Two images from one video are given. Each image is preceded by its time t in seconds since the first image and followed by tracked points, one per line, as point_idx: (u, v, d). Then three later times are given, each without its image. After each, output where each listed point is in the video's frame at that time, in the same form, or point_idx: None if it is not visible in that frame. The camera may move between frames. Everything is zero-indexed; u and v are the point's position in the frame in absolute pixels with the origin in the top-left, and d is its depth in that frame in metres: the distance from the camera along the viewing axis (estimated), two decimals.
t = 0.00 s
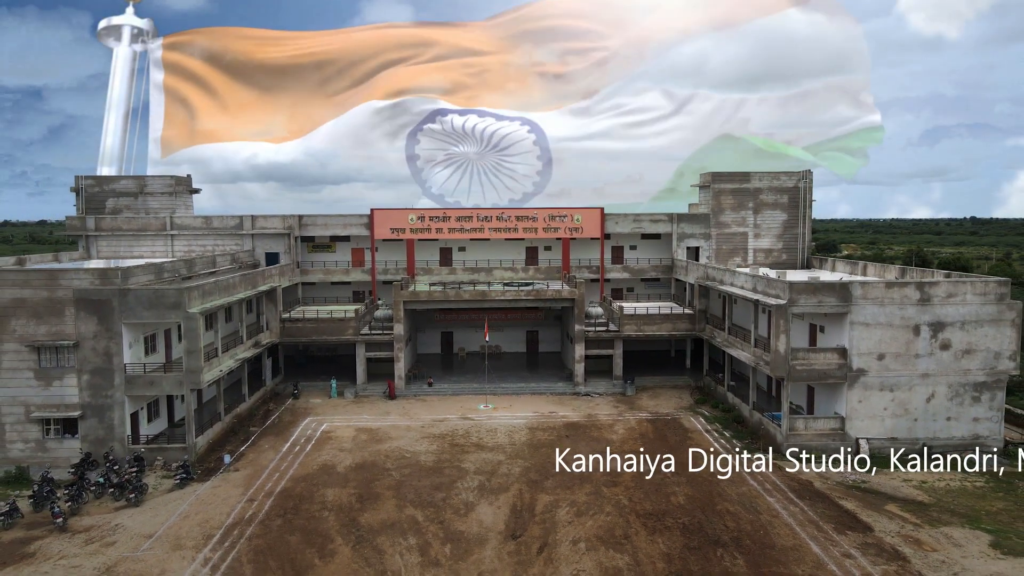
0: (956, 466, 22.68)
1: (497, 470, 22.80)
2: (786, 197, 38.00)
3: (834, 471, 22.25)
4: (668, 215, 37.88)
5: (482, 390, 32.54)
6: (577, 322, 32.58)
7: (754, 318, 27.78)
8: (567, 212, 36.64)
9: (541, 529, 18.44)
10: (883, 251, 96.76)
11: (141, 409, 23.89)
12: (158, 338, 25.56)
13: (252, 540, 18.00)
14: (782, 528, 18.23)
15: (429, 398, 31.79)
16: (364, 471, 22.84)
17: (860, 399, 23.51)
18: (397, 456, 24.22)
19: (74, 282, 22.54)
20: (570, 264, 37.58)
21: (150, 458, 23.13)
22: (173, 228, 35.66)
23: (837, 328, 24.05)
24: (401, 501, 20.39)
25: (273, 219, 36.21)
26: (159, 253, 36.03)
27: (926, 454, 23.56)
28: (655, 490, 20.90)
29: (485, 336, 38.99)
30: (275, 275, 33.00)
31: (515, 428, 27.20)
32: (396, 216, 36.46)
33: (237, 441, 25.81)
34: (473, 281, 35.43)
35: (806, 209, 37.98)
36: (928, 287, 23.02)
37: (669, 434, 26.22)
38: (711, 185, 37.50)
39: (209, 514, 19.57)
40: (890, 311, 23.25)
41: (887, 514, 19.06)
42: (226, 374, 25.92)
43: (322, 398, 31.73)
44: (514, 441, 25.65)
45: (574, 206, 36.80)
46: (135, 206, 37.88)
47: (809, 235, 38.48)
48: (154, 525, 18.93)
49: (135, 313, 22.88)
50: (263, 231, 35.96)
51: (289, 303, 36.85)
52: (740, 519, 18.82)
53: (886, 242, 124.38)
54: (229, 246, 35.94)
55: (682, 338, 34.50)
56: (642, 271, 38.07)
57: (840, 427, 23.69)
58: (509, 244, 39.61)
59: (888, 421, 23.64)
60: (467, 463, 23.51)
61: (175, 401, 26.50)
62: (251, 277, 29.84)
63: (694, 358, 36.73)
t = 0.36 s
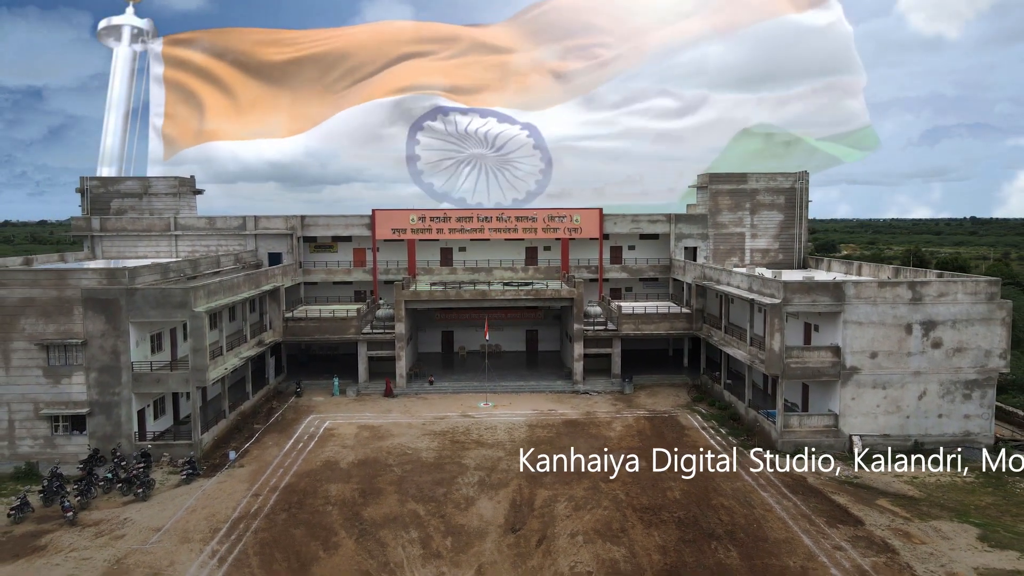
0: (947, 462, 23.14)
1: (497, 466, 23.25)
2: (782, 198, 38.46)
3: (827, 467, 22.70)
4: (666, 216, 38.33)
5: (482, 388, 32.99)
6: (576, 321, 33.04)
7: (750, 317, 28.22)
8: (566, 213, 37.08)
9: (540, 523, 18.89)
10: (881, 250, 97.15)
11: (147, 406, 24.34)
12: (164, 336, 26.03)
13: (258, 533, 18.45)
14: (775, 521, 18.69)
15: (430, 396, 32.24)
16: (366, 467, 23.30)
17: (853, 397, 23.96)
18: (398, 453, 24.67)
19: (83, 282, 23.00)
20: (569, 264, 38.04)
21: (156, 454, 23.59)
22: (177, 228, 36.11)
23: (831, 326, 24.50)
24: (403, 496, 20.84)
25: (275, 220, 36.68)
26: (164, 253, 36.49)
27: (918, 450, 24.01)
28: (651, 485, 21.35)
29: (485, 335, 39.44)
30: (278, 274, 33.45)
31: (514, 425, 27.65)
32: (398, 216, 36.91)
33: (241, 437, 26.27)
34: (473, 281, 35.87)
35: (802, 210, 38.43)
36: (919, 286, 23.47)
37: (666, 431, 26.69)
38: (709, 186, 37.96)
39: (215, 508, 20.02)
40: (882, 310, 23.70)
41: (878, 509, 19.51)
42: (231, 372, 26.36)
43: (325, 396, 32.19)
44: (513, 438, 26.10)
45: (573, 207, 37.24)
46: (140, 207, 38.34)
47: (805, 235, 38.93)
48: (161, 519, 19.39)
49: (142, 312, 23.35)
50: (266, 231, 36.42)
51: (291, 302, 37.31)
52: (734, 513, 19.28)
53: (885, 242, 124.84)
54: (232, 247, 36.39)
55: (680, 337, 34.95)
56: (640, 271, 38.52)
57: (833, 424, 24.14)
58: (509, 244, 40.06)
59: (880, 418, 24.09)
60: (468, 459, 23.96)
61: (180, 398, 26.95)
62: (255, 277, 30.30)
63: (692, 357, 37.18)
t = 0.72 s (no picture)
0: (939, 459, 23.54)
1: (497, 462, 23.65)
2: (779, 199, 38.88)
3: (821, 463, 23.12)
4: (664, 216, 38.73)
5: (482, 386, 33.41)
6: (575, 320, 33.44)
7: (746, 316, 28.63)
8: (565, 213, 37.49)
9: (539, 517, 19.31)
10: (879, 250, 97.60)
11: (153, 403, 24.76)
12: (169, 335, 26.44)
13: (263, 527, 18.87)
14: (769, 515, 19.11)
15: (430, 394, 32.66)
16: (368, 463, 23.72)
17: (847, 394, 24.37)
18: (400, 449, 25.09)
19: (90, 282, 23.42)
20: (568, 264, 38.45)
21: (162, 451, 24.01)
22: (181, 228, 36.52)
23: (825, 325, 24.91)
24: (405, 491, 21.26)
25: (278, 220, 37.11)
26: (168, 253, 36.92)
27: (910, 447, 24.43)
28: (648, 480, 21.76)
29: (486, 334, 39.85)
30: (280, 274, 33.87)
31: (514, 422, 28.07)
32: (399, 217, 37.34)
33: (245, 434, 26.69)
34: (473, 280, 36.28)
35: (799, 210, 38.85)
36: (912, 286, 23.89)
37: (663, 429, 27.13)
38: (706, 187, 38.39)
39: (221, 503, 20.44)
40: (875, 310, 24.12)
41: (869, 503, 19.94)
42: (234, 370, 26.78)
43: (327, 394, 32.61)
44: (513, 435, 26.52)
45: (572, 207, 37.65)
46: (144, 207, 38.77)
47: (802, 236, 39.34)
48: (168, 513, 19.81)
49: (148, 311, 23.77)
50: (268, 232, 36.83)
51: (294, 302, 37.73)
52: (729, 507, 19.69)
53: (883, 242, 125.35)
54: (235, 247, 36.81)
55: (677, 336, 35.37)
56: (639, 271, 38.94)
57: (828, 421, 24.56)
58: (509, 244, 40.49)
59: (874, 415, 24.51)
60: (468, 455, 24.39)
61: (185, 396, 27.37)
62: (258, 276, 30.72)
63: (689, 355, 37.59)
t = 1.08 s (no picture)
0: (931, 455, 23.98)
1: (497, 459, 24.12)
2: (776, 200, 39.37)
3: (815, 459, 23.58)
4: (662, 217, 39.19)
5: (483, 385, 33.88)
6: (574, 320, 33.89)
7: (742, 316, 29.10)
8: (564, 214, 37.96)
9: (538, 511, 19.77)
10: (877, 250, 98.12)
11: (159, 401, 25.23)
12: (175, 334, 26.92)
13: (269, 521, 19.34)
14: (762, 510, 19.56)
15: (431, 393, 33.12)
16: (370, 459, 24.19)
17: (840, 392, 24.83)
18: (401, 446, 25.56)
19: (97, 281, 23.91)
20: (568, 265, 38.90)
21: (168, 447, 24.49)
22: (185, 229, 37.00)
23: (819, 324, 25.37)
24: (407, 486, 21.74)
25: (280, 221, 37.59)
26: (172, 253, 37.40)
27: (903, 444, 24.89)
28: (645, 476, 22.21)
29: (486, 333, 40.30)
30: (283, 274, 34.34)
31: (514, 420, 28.53)
32: (400, 218, 37.82)
33: (250, 432, 27.17)
34: (474, 280, 36.73)
35: (795, 211, 39.33)
36: (903, 286, 24.37)
37: (660, 426, 27.61)
38: (704, 188, 38.89)
39: (227, 498, 20.91)
40: (868, 309, 24.59)
41: (861, 498, 20.41)
42: (239, 368, 27.25)
43: (329, 393, 33.08)
44: (513, 432, 26.99)
45: (572, 208, 38.11)
46: (148, 208, 39.28)
47: (798, 236, 39.81)
48: (176, 508, 20.28)
49: (154, 310, 24.26)
50: (271, 232, 37.32)
51: (296, 302, 38.21)
52: (724, 502, 20.16)
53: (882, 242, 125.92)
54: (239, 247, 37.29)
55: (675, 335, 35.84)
56: (637, 271, 39.41)
57: (821, 418, 25.03)
58: (508, 245, 40.96)
59: (867, 413, 24.97)
60: (469, 452, 24.85)
61: (190, 394, 27.83)
62: (261, 276, 31.20)
63: (687, 354, 38.06)
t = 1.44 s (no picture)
0: (923, 452, 24.44)
1: (497, 455, 24.60)
2: (772, 201, 39.83)
3: (809, 456, 24.04)
4: (661, 217, 39.66)
5: (483, 383, 34.35)
6: (573, 319, 34.36)
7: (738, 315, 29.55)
8: (563, 215, 38.44)
9: (536, 506, 20.25)
10: (876, 250, 98.58)
11: (166, 399, 25.71)
12: (180, 333, 27.38)
13: (274, 515, 19.81)
14: (756, 504, 20.04)
15: (432, 391, 33.58)
16: (372, 456, 24.67)
17: (834, 390, 25.30)
18: (403, 443, 26.04)
19: (105, 281, 24.38)
20: (567, 265, 39.37)
21: (175, 444, 24.97)
22: (189, 229, 37.46)
23: (813, 323, 25.83)
24: (409, 482, 22.22)
25: (283, 222, 38.08)
26: (176, 253, 37.86)
27: (896, 441, 25.35)
28: (642, 472, 22.68)
29: (486, 333, 40.77)
30: (286, 274, 34.81)
31: (513, 418, 28.99)
32: (401, 218, 38.29)
33: (254, 429, 27.64)
34: (474, 280, 37.18)
35: (792, 212, 39.79)
36: (896, 286, 24.84)
37: (657, 423, 28.09)
38: (701, 189, 39.37)
39: (233, 493, 21.38)
40: (861, 308, 25.05)
41: (852, 493, 20.89)
42: (243, 367, 27.72)
43: (332, 391, 33.55)
44: (512, 430, 27.45)
45: (571, 209, 38.57)
46: (152, 209, 39.76)
47: (794, 236, 40.28)
48: (183, 503, 20.75)
49: (161, 310, 24.75)
50: (274, 233, 37.80)
51: (299, 301, 38.68)
52: (718, 497, 20.63)
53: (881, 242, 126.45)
54: (242, 247, 37.76)
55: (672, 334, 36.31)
56: (635, 271, 39.88)
57: (815, 416, 25.50)
58: (508, 245, 41.43)
59: (860, 410, 25.43)
60: (469, 449, 25.33)
61: (195, 392, 28.31)
62: (265, 276, 31.67)
63: (685, 353, 38.53)
